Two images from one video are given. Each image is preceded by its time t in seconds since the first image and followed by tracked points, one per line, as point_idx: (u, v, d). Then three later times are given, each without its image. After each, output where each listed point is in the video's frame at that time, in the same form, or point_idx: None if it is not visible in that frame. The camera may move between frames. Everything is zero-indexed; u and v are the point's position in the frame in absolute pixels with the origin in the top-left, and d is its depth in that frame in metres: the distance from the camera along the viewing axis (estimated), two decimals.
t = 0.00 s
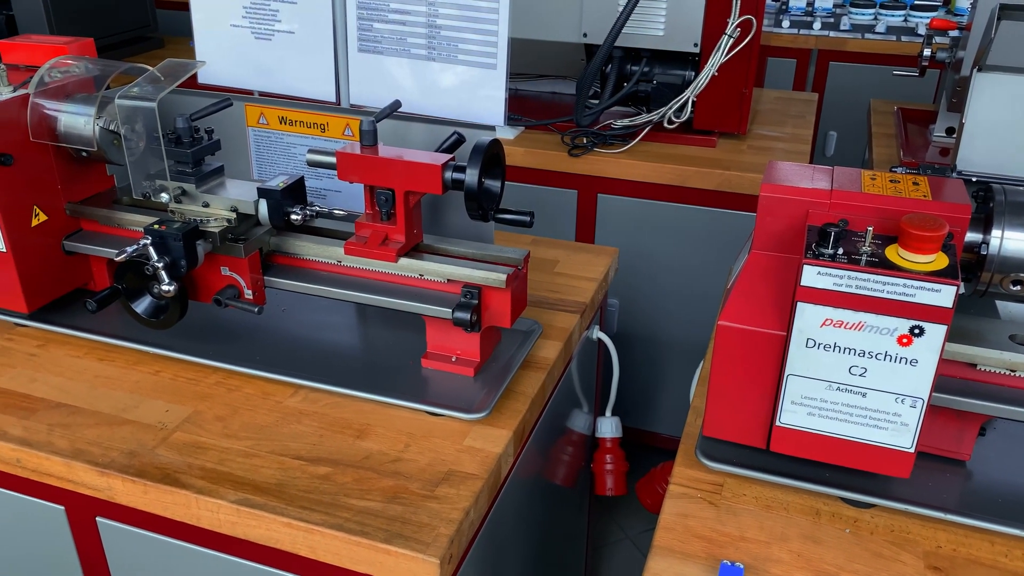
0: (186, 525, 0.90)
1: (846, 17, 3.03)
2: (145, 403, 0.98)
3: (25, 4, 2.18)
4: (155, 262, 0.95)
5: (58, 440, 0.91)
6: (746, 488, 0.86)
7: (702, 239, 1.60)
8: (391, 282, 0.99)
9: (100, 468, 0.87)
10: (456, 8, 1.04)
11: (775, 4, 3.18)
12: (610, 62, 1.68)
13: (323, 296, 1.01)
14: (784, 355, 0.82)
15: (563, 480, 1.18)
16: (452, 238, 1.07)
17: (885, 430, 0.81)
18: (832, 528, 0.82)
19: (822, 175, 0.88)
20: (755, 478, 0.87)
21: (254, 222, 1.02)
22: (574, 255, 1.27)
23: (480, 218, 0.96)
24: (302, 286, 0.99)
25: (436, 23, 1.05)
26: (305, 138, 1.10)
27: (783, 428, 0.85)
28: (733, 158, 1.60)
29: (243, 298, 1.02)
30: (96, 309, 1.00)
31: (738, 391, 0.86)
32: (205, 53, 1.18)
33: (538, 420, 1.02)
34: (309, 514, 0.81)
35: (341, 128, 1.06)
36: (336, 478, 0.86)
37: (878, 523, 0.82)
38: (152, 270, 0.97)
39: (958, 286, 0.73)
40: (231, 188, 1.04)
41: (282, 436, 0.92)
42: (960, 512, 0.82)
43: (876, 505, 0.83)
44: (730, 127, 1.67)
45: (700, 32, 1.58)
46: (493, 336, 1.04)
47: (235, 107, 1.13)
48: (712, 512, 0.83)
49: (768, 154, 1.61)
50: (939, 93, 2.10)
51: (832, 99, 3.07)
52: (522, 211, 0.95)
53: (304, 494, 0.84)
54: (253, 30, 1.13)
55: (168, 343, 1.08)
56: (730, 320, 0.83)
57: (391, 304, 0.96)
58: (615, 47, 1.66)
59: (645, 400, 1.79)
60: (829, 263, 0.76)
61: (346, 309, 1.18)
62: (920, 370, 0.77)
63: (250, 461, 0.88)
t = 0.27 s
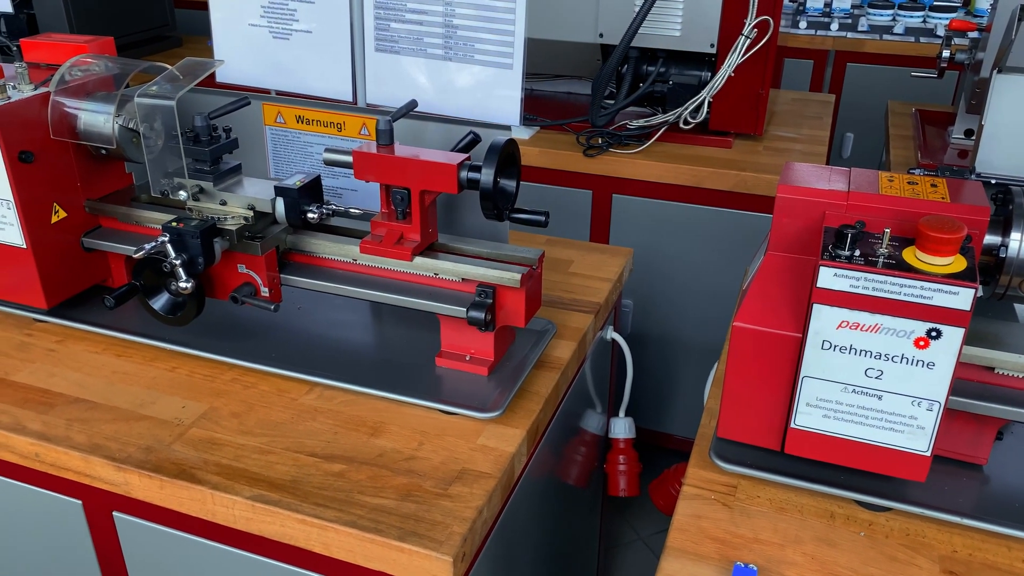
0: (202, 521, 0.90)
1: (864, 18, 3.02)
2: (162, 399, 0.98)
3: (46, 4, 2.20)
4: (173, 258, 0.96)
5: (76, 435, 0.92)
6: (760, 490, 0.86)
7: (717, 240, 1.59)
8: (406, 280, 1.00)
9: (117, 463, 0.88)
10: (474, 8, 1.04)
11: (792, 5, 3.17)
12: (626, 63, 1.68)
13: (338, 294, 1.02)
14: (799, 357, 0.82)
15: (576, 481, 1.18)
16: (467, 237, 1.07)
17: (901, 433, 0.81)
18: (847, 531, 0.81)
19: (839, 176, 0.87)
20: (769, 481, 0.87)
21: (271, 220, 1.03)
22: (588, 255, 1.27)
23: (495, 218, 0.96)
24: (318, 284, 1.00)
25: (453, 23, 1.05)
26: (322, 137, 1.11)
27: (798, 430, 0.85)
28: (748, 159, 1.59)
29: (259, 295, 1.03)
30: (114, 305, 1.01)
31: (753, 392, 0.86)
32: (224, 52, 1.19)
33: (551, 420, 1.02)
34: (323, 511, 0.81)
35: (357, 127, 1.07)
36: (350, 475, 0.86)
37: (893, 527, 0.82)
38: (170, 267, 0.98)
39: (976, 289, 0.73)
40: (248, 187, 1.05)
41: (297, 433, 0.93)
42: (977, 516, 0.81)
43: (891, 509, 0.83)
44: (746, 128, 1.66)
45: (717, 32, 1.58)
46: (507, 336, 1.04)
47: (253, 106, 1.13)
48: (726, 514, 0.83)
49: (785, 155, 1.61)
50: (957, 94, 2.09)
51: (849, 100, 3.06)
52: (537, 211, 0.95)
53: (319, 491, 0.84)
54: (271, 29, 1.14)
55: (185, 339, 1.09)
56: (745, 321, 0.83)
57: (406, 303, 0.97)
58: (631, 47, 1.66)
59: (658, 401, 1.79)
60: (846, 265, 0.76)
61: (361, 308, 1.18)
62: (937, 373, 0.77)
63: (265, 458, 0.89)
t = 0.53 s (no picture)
0: (217, 516, 0.91)
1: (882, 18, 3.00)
2: (179, 396, 0.99)
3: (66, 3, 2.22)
4: (191, 256, 0.97)
5: (93, 430, 0.93)
6: (774, 492, 0.86)
7: (731, 241, 1.59)
8: (421, 279, 1.00)
9: (134, 458, 0.89)
10: (490, 8, 1.05)
11: (810, 6, 3.16)
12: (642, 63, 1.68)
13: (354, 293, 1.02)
14: (815, 359, 0.82)
15: (589, 481, 1.18)
16: (482, 237, 1.08)
17: (917, 436, 0.80)
18: (862, 534, 0.81)
19: (856, 178, 0.87)
20: (783, 483, 0.87)
21: (287, 219, 1.04)
22: (603, 255, 1.27)
23: (510, 217, 0.96)
24: (333, 282, 1.01)
25: (470, 23, 1.06)
26: (338, 136, 1.11)
27: (813, 432, 0.84)
28: (764, 159, 1.59)
29: (275, 293, 1.03)
30: (132, 302, 1.04)
31: (768, 394, 0.86)
32: (243, 52, 1.20)
33: (565, 420, 1.02)
34: (337, 508, 0.82)
35: (373, 126, 1.08)
36: (364, 473, 0.87)
37: (908, 530, 0.81)
38: (187, 265, 0.99)
39: (994, 292, 0.72)
40: (265, 185, 1.06)
41: (312, 431, 0.93)
42: (993, 521, 0.81)
43: (907, 512, 0.83)
44: (762, 129, 1.66)
45: (733, 33, 1.58)
46: (521, 336, 1.04)
47: (270, 105, 1.14)
48: (740, 515, 0.83)
49: (801, 156, 1.60)
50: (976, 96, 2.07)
51: (867, 101, 3.04)
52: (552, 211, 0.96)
53: (333, 488, 0.85)
54: (288, 29, 1.15)
55: (201, 336, 1.10)
56: (761, 322, 0.83)
57: (421, 302, 0.97)
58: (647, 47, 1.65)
59: (671, 402, 1.79)
60: (862, 267, 0.75)
61: (376, 306, 1.19)
62: (954, 376, 0.76)
63: (280, 455, 0.90)
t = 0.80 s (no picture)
0: (230, 513, 0.91)
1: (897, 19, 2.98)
2: (192, 393, 1.00)
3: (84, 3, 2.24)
4: (206, 254, 0.98)
5: (108, 426, 0.94)
6: (786, 493, 0.86)
7: (743, 242, 1.59)
8: (434, 278, 1.00)
9: (148, 455, 0.90)
10: (505, 8, 1.05)
11: (825, 6, 3.14)
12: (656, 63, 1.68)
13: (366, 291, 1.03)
14: (828, 361, 0.81)
15: (599, 481, 1.18)
16: (495, 236, 1.08)
17: (931, 439, 0.80)
18: (875, 537, 0.81)
19: (871, 179, 0.87)
20: (795, 484, 0.86)
21: (301, 217, 1.05)
22: (615, 255, 1.27)
23: (523, 217, 0.96)
24: (346, 281, 1.01)
25: (484, 22, 1.06)
26: (352, 135, 1.12)
27: (826, 434, 0.84)
28: (778, 160, 1.58)
29: (289, 291, 1.04)
30: (147, 299, 1.03)
31: (781, 395, 0.86)
32: (258, 51, 1.21)
33: (576, 420, 1.02)
34: (349, 506, 0.82)
35: (387, 126, 1.08)
36: (376, 471, 0.87)
37: (922, 534, 0.81)
38: (201, 262, 1.00)
39: (1010, 294, 0.72)
40: (279, 184, 1.07)
41: (325, 428, 0.94)
42: (1008, 525, 0.80)
43: (920, 515, 0.82)
44: (776, 130, 1.66)
45: (748, 33, 1.57)
46: (534, 335, 1.04)
47: (285, 104, 1.15)
48: (751, 517, 0.83)
49: (815, 157, 1.60)
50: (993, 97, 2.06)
51: (882, 102, 3.02)
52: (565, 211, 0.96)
53: (345, 486, 0.85)
54: (303, 28, 1.15)
55: (215, 334, 1.10)
56: (774, 324, 0.82)
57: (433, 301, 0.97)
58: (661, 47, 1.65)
59: (683, 403, 1.79)
60: (876, 268, 0.75)
61: (388, 305, 1.19)
62: (969, 379, 0.76)
63: (293, 452, 0.90)
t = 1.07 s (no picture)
0: (241, 510, 0.92)
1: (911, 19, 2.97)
2: (205, 390, 1.00)
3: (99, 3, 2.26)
4: (218, 252, 0.98)
5: (121, 423, 0.95)
6: (797, 495, 0.85)
7: (754, 243, 1.58)
8: (445, 277, 1.01)
9: (160, 451, 0.90)
10: (518, 8, 1.05)
11: (838, 6, 3.13)
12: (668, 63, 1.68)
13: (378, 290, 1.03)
14: (840, 362, 0.81)
15: (609, 481, 1.18)
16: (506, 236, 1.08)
17: (943, 441, 0.79)
18: (886, 539, 0.80)
19: (884, 180, 0.86)
20: (807, 486, 0.86)
21: (313, 216, 1.05)
22: (626, 256, 1.27)
23: (534, 217, 0.96)
24: (358, 279, 1.01)
25: (496, 22, 1.06)
26: (364, 135, 1.12)
27: (837, 435, 0.84)
28: (790, 161, 1.58)
29: (301, 290, 1.05)
30: (160, 296, 1.03)
31: (792, 397, 0.85)
32: (271, 50, 1.21)
33: (586, 419, 1.02)
34: (360, 504, 0.82)
35: (399, 125, 1.09)
36: (387, 469, 0.87)
37: (933, 537, 0.80)
38: (214, 260, 1.00)
39: None
40: (291, 183, 1.07)
41: (336, 427, 0.94)
42: (1021, 528, 0.80)
43: (932, 518, 0.82)
44: (788, 130, 1.65)
45: (761, 34, 1.57)
46: (544, 335, 1.04)
47: (298, 104, 1.16)
48: (762, 518, 0.83)
49: (827, 158, 1.59)
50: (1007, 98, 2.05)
51: (895, 103, 3.01)
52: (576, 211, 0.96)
53: (356, 484, 0.85)
54: (316, 28, 1.16)
55: (227, 332, 1.11)
56: (786, 324, 0.83)
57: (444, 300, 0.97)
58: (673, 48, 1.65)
59: (693, 404, 1.78)
60: (890, 269, 0.75)
61: (399, 304, 1.19)
62: (982, 381, 0.75)
63: (304, 450, 0.90)
